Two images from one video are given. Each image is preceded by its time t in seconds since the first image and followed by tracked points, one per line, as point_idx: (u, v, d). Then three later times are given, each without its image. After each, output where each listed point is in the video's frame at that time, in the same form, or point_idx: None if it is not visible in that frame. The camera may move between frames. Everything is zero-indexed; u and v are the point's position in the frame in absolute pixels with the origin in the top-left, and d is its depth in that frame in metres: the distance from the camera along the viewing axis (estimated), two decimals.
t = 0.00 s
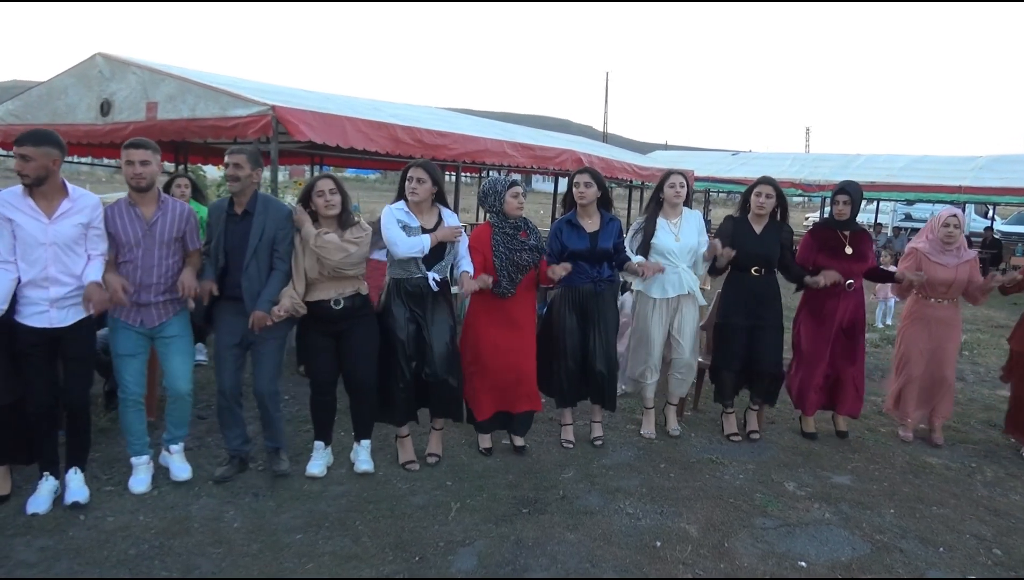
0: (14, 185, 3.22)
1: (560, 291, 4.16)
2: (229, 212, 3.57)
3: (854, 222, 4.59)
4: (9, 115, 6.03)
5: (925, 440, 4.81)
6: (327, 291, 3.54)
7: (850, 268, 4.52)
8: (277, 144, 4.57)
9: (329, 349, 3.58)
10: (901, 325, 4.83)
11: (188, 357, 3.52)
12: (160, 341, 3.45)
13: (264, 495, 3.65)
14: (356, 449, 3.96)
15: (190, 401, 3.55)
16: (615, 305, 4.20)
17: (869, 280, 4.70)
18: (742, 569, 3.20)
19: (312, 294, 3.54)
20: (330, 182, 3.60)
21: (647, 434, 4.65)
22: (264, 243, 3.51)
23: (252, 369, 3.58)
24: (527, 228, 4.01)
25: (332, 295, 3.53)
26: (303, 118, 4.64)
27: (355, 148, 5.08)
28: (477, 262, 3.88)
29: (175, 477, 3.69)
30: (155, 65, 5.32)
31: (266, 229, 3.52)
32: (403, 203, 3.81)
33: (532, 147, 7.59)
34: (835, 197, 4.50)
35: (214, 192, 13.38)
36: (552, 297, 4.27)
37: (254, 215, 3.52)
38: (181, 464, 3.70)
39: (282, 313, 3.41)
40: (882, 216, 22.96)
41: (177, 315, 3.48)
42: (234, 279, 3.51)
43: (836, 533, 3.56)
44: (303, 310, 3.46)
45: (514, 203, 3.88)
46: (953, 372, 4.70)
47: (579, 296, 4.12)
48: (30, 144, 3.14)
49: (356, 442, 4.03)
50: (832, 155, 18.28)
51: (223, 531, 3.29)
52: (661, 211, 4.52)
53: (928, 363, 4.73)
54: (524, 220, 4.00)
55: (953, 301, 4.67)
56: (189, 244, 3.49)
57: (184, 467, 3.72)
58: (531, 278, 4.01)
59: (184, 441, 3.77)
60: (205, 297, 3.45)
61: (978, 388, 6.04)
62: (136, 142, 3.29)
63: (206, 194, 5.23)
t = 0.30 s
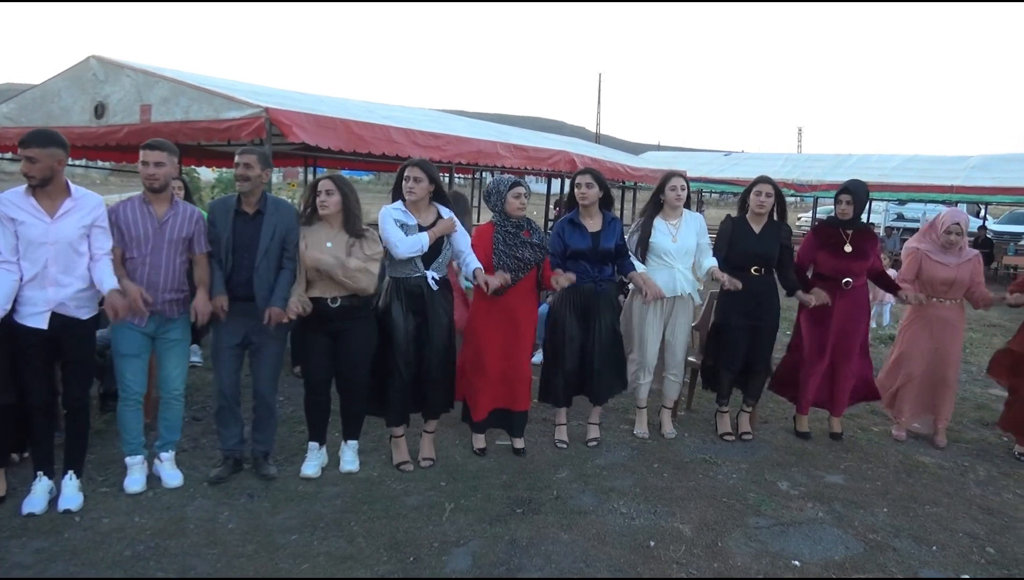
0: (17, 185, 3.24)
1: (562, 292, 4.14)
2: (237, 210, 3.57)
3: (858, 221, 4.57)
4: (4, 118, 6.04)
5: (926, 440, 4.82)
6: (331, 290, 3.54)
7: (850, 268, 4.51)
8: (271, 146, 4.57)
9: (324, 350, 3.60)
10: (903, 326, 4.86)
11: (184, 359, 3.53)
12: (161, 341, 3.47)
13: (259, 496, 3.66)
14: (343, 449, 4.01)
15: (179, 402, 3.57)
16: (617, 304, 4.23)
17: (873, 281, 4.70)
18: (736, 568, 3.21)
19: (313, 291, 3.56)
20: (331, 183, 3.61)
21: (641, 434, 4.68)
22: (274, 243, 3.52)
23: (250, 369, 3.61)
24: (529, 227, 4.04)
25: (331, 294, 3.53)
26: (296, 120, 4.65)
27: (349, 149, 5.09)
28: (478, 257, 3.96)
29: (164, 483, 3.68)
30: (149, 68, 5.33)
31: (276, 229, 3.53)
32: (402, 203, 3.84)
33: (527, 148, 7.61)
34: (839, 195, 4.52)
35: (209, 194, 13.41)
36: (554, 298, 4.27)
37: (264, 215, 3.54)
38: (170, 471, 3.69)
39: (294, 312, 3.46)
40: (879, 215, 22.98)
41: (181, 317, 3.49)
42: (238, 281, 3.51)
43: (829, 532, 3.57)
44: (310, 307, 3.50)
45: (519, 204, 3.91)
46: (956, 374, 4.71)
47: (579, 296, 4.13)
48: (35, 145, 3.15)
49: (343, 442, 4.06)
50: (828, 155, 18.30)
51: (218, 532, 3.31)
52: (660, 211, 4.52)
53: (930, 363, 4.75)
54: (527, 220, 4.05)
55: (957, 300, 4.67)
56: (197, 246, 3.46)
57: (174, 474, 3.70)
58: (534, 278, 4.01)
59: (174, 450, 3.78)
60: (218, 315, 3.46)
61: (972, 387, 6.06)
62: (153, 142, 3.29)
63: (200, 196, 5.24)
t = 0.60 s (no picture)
0: (10, 184, 3.16)
1: (566, 296, 4.11)
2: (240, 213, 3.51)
3: (872, 225, 4.47)
4: None
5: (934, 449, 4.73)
6: (347, 293, 3.42)
7: (858, 273, 4.45)
8: (265, 144, 4.49)
9: (318, 354, 3.54)
10: (916, 333, 4.76)
11: (178, 362, 3.46)
12: (154, 343, 3.39)
13: (252, 503, 3.58)
14: (336, 454, 3.93)
15: (172, 405, 3.48)
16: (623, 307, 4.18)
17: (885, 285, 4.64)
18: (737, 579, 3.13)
19: (319, 293, 3.49)
20: (338, 186, 3.50)
21: (647, 442, 4.57)
22: (278, 248, 3.44)
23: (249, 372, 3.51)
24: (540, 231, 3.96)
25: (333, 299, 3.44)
26: (291, 119, 4.57)
27: (345, 148, 5.01)
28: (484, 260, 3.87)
29: (154, 487, 3.60)
30: (141, 64, 5.25)
31: (280, 233, 3.46)
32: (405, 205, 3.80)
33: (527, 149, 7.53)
34: (851, 199, 4.46)
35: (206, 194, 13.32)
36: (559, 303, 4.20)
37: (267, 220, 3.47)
38: (161, 476, 3.61)
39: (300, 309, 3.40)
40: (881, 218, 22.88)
41: (175, 320, 3.42)
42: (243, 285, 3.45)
43: (832, 542, 3.49)
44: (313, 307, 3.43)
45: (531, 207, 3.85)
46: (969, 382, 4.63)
47: (584, 300, 4.06)
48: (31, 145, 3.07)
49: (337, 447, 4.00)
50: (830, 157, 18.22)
51: (209, 538, 3.23)
52: (667, 212, 4.45)
53: (943, 373, 4.66)
54: (536, 224, 3.96)
55: (972, 307, 4.60)
56: (195, 249, 3.39)
57: (164, 478, 3.62)
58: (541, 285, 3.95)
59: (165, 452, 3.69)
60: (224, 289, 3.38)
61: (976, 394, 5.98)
62: (156, 142, 3.23)
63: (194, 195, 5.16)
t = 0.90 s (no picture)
0: (10, 184, 3.15)
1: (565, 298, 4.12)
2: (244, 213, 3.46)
3: (869, 227, 4.45)
4: None
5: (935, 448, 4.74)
6: (346, 298, 3.47)
7: (853, 273, 4.45)
8: (268, 145, 4.50)
9: (319, 354, 3.56)
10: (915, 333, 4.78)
11: (180, 363, 3.47)
12: (156, 345, 3.40)
13: (255, 503, 3.59)
14: (339, 453, 3.94)
15: (176, 406, 3.49)
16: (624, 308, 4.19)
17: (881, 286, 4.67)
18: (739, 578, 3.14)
19: (321, 294, 3.54)
20: (343, 189, 3.53)
21: (647, 441, 4.57)
22: (284, 250, 3.46)
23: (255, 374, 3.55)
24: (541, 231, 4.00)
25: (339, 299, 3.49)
26: (293, 120, 4.58)
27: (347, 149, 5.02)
28: (486, 262, 3.95)
29: (158, 487, 3.61)
30: (143, 65, 5.26)
31: (286, 235, 3.47)
32: (410, 207, 3.83)
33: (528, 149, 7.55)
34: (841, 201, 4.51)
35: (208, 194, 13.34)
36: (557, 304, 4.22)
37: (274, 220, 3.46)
38: (165, 476, 3.63)
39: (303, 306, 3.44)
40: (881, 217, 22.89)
41: (174, 320, 3.42)
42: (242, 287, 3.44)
43: (834, 541, 3.50)
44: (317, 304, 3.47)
45: (530, 207, 3.88)
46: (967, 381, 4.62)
47: (584, 303, 4.07)
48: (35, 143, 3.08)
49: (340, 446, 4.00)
50: (831, 157, 18.23)
51: (213, 538, 3.24)
52: (664, 217, 4.45)
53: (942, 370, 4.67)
54: (538, 225, 3.99)
55: (970, 308, 4.61)
56: (195, 251, 3.39)
57: (168, 478, 3.64)
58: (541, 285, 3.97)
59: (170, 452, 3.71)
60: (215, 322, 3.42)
61: (977, 393, 5.99)
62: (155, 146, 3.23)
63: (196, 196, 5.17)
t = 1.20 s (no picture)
0: (22, 186, 3.25)
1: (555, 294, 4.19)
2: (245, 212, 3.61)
3: (846, 220, 4.58)
4: (11, 121, 6.08)
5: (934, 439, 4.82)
6: (352, 299, 3.54)
7: (838, 267, 4.53)
8: (278, 148, 4.60)
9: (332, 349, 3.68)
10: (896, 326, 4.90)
11: (184, 361, 3.55)
12: (159, 344, 3.48)
13: (267, 498, 3.68)
14: (350, 448, 4.04)
15: (181, 402, 3.58)
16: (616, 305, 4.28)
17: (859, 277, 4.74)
18: (742, 566, 3.22)
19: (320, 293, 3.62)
20: (341, 191, 3.62)
21: (619, 436, 4.65)
22: (278, 243, 3.54)
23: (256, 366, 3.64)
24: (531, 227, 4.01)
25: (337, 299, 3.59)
26: (302, 123, 4.67)
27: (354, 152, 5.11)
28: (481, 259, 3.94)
29: (172, 484, 3.69)
30: (155, 71, 5.35)
31: (280, 230, 3.56)
32: (412, 205, 3.90)
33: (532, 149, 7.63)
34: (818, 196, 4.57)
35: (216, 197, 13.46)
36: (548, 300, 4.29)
37: (269, 215, 3.57)
38: (179, 473, 3.71)
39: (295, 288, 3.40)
40: (882, 214, 22.98)
41: (177, 317, 3.51)
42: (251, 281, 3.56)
43: (834, 530, 3.59)
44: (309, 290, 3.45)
45: (515, 207, 3.93)
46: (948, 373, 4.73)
47: (575, 298, 4.17)
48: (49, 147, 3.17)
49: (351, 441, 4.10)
50: (831, 155, 18.31)
51: (227, 532, 3.32)
52: (652, 214, 4.52)
53: (925, 362, 4.77)
54: (531, 222, 4.02)
55: (952, 302, 4.69)
56: (192, 248, 3.49)
57: (183, 475, 3.72)
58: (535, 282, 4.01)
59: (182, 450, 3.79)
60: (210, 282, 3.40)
61: (977, 385, 6.07)
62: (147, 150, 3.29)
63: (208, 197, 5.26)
